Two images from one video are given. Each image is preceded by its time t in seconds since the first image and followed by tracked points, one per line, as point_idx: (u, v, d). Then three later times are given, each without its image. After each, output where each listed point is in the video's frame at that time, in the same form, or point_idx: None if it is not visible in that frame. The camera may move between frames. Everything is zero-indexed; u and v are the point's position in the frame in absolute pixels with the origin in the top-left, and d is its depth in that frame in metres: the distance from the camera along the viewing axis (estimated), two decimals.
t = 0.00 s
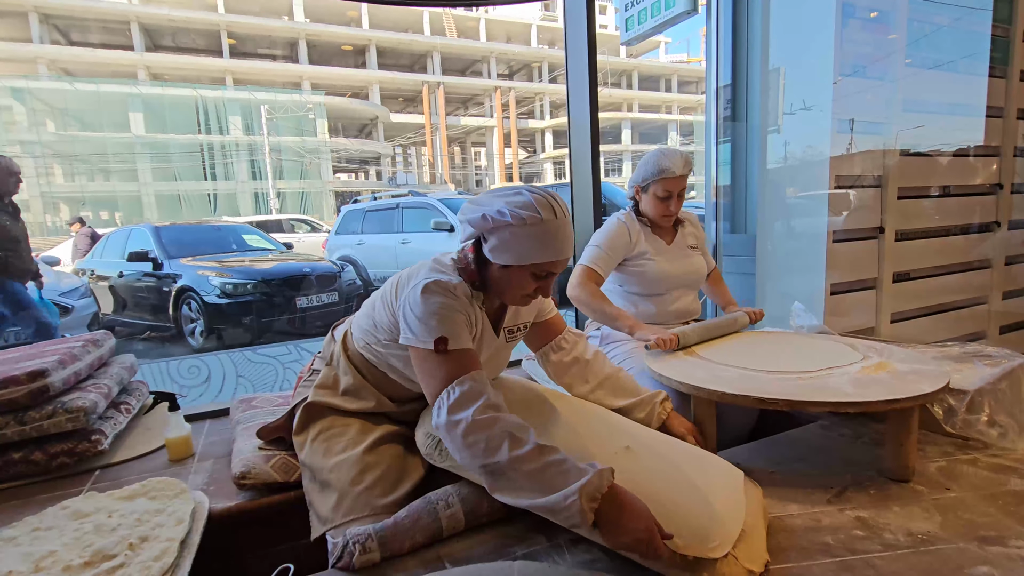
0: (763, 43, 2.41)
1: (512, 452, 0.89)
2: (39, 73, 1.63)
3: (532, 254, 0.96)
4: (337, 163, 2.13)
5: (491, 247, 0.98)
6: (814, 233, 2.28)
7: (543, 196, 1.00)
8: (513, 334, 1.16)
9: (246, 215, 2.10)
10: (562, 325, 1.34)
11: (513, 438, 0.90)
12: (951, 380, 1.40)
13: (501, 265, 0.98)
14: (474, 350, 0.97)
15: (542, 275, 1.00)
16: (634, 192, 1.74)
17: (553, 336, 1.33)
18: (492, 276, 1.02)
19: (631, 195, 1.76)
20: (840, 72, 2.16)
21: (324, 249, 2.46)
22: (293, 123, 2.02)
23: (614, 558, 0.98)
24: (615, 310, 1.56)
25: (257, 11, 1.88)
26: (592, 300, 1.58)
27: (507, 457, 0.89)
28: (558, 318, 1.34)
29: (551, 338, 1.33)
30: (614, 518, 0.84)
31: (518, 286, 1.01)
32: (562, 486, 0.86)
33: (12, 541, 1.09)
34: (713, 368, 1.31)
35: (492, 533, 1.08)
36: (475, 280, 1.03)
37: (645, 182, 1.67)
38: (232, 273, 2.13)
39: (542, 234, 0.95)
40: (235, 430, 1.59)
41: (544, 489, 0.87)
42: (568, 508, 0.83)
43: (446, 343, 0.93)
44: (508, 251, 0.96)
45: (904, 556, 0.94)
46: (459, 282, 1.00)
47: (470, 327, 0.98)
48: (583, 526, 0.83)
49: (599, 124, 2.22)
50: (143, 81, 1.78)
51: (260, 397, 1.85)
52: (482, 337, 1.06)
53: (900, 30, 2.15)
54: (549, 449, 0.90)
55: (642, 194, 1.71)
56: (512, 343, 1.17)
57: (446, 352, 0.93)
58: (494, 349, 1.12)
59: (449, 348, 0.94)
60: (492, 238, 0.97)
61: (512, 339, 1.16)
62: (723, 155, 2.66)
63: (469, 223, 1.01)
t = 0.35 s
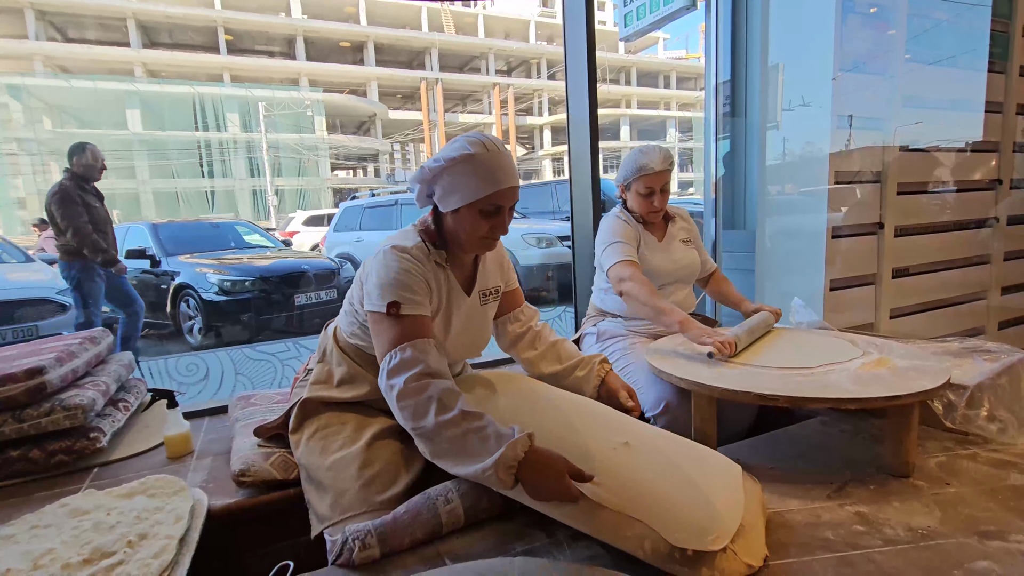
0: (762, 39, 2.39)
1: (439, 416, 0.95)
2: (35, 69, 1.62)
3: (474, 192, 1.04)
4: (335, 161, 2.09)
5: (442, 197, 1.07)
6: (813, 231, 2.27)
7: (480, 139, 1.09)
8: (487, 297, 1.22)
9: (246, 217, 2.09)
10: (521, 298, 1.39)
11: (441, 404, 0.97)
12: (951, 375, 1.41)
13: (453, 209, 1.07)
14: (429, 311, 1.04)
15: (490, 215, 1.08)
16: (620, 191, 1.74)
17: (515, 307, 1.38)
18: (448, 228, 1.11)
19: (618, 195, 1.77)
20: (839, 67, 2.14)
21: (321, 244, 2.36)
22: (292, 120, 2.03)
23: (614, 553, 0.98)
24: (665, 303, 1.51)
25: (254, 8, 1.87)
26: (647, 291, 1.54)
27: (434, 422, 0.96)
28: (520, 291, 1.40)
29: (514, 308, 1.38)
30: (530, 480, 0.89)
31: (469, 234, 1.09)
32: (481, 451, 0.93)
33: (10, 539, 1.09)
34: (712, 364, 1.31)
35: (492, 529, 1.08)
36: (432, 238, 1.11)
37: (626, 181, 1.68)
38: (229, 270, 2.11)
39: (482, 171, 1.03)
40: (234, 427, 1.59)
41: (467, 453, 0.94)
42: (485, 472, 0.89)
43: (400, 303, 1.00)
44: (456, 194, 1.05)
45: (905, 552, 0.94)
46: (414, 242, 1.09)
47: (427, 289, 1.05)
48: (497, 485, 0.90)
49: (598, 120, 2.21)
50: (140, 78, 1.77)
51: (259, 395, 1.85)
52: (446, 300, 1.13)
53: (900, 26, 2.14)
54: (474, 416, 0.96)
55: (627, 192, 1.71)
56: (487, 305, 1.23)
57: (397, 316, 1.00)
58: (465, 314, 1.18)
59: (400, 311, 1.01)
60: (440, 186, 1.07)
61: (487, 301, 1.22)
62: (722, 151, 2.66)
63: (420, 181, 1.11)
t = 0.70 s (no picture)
0: (761, 35, 2.38)
1: (497, 410, 0.93)
2: (32, 67, 1.61)
3: (459, 183, 1.04)
4: (334, 158, 2.09)
5: (428, 193, 1.07)
6: (812, 226, 2.28)
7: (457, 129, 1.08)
8: (480, 289, 1.23)
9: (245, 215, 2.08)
10: (518, 290, 1.39)
11: (498, 398, 0.94)
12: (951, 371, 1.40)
13: (441, 205, 1.07)
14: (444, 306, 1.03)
15: (481, 205, 1.08)
16: (638, 188, 1.73)
17: (511, 300, 1.38)
18: (436, 223, 1.11)
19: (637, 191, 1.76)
20: (840, 62, 2.15)
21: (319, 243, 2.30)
22: (290, 118, 2.01)
23: (614, 550, 0.98)
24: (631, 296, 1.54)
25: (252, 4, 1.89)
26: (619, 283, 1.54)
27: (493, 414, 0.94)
28: (517, 282, 1.40)
29: (509, 301, 1.38)
30: (581, 480, 0.89)
31: (462, 226, 1.09)
32: (543, 447, 0.90)
33: (8, 536, 1.08)
34: (711, 360, 1.31)
35: (492, 525, 1.07)
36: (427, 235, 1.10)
37: (646, 178, 1.67)
38: (228, 268, 2.13)
39: (466, 161, 1.03)
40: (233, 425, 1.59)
41: (529, 450, 0.91)
42: (543, 469, 0.88)
43: (417, 301, 0.98)
44: (442, 188, 1.05)
45: (905, 547, 0.93)
46: (411, 241, 1.08)
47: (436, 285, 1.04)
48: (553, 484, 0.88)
49: (597, 117, 2.21)
50: (137, 75, 1.76)
51: (258, 392, 1.85)
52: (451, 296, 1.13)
53: (899, 22, 2.15)
54: (535, 409, 0.93)
55: (646, 189, 1.71)
56: (482, 298, 1.24)
57: (418, 314, 0.98)
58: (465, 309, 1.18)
59: (421, 309, 0.98)
60: (426, 183, 1.06)
61: (481, 294, 1.23)
62: (721, 149, 2.65)
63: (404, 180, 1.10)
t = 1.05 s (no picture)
0: (761, 34, 2.38)
1: (470, 431, 0.93)
2: (28, 64, 1.62)
3: (474, 191, 1.01)
4: (332, 155, 2.08)
5: (442, 197, 1.04)
6: (811, 223, 2.28)
7: (482, 135, 1.06)
8: (485, 293, 1.21)
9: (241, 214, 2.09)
10: (522, 294, 1.38)
11: (472, 419, 0.94)
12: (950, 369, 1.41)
13: (453, 209, 1.04)
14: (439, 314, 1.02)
15: (494, 214, 1.06)
16: (640, 189, 1.73)
17: (514, 304, 1.37)
18: (444, 227, 1.09)
19: (638, 193, 1.76)
20: (839, 61, 2.15)
21: (318, 241, 2.28)
22: (287, 116, 1.99)
23: (614, 548, 0.98)
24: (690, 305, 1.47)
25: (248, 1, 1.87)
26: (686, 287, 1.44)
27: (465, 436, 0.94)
28: (520, 286, 1.38)
29: (512, 305, 1.37)
30: (550, 501, 0.88)
31: (472, 232, 1.07)
32: (513, 469, 0.91)
33: (7, 535, 1.08)
34: (712, 359, 1.31)
35: (493, 524, 1.07)
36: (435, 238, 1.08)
37: (648, 178, 1.66)
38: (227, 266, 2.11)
39: (487, 171, 1.01)
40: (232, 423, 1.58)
41: (502, 471, 0.91)
42: (513, 491, 0.88)
43: (413, 310, 0.98)
44: (457, 194, 1.02)
45: (904, 545, 0.94)
46: (417, 243, 1.06)
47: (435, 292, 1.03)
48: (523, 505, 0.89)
49: (596, 115, 2.21)
50: (135, 73, 1.75)
51: (256, 391, 1.84)
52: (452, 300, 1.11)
53: (898, 20, 2.17)
54: (509, 432, 0.93)
55: (647, 190, 1.70)
56: (486, 302, 1.21)
57: (409, 323, 0.98)
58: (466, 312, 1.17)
59: (412, 317, 0.98)
60: (441, 186, 1.04)
61: (485, 298, 1.21)
62: (719, 147, 2.67)
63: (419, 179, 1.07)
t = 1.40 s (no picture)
0: (760, 33, 2.36)
1: (359, 391, 1.01)
2: (25, 62, 1.61)
3: (433, 168, 1.03)
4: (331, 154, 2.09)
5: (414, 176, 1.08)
6: (809, 222, 2.29)
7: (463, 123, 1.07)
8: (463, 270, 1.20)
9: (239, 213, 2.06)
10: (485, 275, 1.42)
11: (363, 379, 1.01)
12: (946, 368, 1.42)
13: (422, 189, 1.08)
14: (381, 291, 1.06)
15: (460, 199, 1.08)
16: (633, 183, 1.73)
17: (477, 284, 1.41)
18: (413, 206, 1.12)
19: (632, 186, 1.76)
20: (839, 60, 2.16)
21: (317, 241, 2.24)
22: (286, 114, 2.00)
23: (613, 547, 0.98)
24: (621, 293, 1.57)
25: None
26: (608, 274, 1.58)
27: (355, 395, 1.01)
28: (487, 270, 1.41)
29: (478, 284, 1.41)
30: (440, 445, 0.97)
31: (438, 213, 1.09)
32: (399, 420, 0.99)
33: (5, 535, 1.08)
34: (709, 357, 1.31)
35: (491, 523, 1.08)
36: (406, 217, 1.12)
37: (642, 170, 1.67)
38: (223, 265, 2.10)
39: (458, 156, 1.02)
40: (230, 423, 1.58)
41: (390, 422, 1.00)
42: (400, 439, 0.97)
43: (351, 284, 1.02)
44: (427, 176, 1.05)
45: (902, 543, 0.94)
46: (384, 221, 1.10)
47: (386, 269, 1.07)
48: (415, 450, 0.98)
49: (594, 115, 2.22)
50: (132, 71, 1.75)
51: (254, 390, 1.84)
52: (422, 276, 1.12)
53: (896, 19, 2.17)
54: (394, 388, 1.01)
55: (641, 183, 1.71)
56: (467, 277, 1.22)
57: (344, 296, 1.03)
58: (448, 286, 1.17)
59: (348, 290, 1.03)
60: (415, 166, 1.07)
61: (463, 274, 1.20)
62: (717, 146, 2.66)
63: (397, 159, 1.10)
